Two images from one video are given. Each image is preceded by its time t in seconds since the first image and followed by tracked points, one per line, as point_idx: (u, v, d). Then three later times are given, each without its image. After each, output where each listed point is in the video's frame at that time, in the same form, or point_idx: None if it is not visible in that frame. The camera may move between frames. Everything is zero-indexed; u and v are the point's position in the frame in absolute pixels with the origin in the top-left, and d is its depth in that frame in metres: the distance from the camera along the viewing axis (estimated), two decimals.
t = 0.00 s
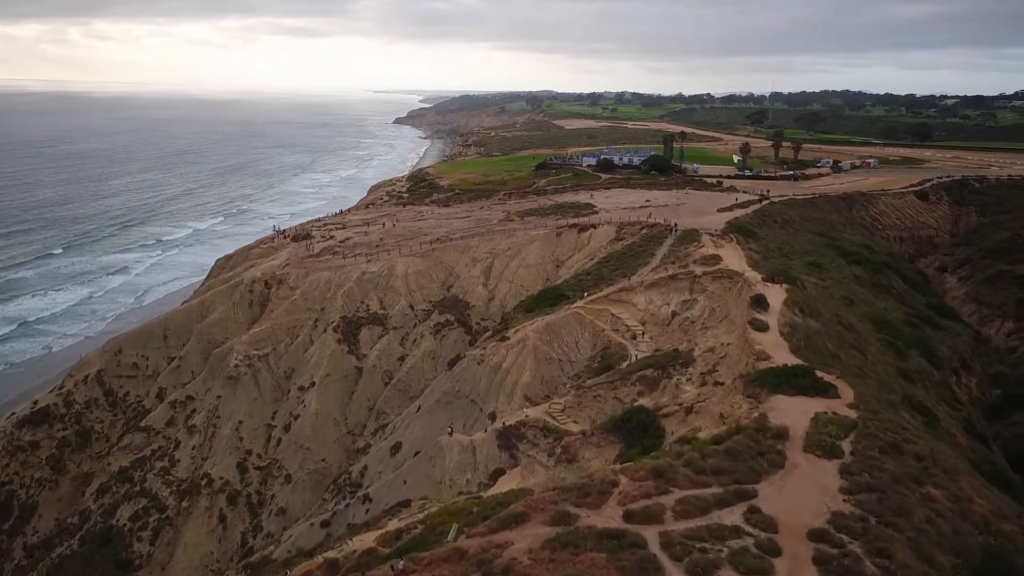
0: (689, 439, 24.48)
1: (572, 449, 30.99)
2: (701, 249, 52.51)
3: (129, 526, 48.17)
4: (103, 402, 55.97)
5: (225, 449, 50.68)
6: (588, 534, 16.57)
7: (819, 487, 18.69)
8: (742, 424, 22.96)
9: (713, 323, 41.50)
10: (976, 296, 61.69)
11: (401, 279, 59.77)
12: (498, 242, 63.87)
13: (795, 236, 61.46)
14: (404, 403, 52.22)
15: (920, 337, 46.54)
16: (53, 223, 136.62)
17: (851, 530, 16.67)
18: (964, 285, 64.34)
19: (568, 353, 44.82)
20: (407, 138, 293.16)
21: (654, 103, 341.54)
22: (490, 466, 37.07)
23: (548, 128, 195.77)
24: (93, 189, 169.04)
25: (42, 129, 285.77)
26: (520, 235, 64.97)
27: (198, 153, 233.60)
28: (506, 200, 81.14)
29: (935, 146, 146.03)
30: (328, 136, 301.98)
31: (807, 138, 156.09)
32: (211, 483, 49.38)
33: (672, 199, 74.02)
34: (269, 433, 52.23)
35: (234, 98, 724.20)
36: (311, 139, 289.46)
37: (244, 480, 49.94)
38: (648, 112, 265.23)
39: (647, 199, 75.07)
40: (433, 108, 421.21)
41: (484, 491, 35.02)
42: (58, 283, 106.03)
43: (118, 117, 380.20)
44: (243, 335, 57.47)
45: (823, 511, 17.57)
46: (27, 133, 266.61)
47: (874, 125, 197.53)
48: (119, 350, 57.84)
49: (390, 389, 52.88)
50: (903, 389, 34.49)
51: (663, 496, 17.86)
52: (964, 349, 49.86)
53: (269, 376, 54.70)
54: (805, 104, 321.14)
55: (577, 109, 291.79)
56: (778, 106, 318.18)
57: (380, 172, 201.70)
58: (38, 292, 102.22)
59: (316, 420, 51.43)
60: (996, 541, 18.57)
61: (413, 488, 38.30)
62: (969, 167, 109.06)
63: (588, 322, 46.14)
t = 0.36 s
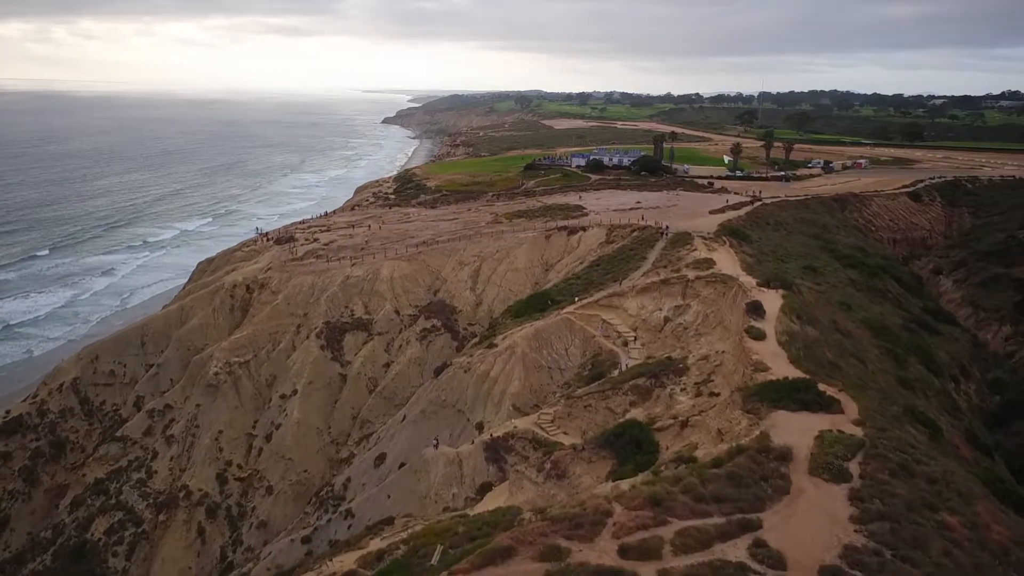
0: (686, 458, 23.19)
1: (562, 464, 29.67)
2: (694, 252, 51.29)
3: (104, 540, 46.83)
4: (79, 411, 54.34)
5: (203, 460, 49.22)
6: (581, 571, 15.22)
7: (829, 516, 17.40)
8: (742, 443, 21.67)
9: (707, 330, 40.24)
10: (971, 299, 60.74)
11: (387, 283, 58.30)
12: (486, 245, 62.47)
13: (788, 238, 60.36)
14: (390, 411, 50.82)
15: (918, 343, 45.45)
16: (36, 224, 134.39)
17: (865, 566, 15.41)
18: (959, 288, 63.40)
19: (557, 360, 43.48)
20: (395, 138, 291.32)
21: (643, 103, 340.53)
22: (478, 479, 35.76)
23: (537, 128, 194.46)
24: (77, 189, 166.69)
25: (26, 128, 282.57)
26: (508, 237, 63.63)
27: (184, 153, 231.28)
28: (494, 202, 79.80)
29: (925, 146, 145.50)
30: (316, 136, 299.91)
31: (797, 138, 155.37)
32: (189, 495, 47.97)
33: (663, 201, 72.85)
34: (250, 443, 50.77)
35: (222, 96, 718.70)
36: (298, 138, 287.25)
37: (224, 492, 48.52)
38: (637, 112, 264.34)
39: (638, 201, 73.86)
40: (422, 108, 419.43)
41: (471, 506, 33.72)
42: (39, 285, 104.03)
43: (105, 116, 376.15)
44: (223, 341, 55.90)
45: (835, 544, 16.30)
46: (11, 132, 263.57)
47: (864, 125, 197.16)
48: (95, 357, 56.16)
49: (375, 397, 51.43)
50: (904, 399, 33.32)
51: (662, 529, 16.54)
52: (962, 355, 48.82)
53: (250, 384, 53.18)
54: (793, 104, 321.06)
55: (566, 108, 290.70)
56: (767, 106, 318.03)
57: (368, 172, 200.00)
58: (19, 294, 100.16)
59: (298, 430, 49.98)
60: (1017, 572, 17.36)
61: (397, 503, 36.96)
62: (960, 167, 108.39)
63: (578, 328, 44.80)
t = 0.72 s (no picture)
0: (685, 465, 21.94)
1: (554, 466, 28.42)
2: (689, 242, 49.97)
3: (83, 538, 45.52)
4: (58, 405, 52.94)
5: (186, 455, 47.89)
6: None
7: (840, 533, 16.16)
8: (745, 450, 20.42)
9: (703, 322, 38.97)
10: (971, 288, 59.65)
11: (374, 273, 56.82)
12: (476, 234, 61.06)
13: (785, 226, 59.11)
14: (377, 405, 49.53)
15: (919, 334, 44.30)
16: (23, 211, 132.22)
17: None
18: (958, 277, 62.29)
19: (549, 354, 42.16)
20: (387, 124, 288.86)
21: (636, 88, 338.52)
22: (467, 479, 34.50)
23: (529, 114, 192.54)
24: (64, 175, 164.32)
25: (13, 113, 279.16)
26: (499, 226, 62.22)
27: (173, 138, 228.59)
28: (485, 189, 78.29)
29: (921, 131, 144.30)
30: (307, 121, 297.10)
31: (792, 123, 153.93)
32: (171, 491, 46.68)
33: (657, 188, 71.47)
34: (234, 437, 49.48)
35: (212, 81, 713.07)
36: (288, 124, 284.42)
37: (207, 488, 47.25)
38: (631, 97, 262.29)
39: (632, 188, 72.46)
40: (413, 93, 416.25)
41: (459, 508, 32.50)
42: (25, 273, 102.18)
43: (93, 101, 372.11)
44: (206, 333, 54.43)
45: (849, 566, 15.03)
46: None
47: (859, 111, 195.75)
48: (75, 349, 54.62)
49: (362, 390, 50.10)
50: (909, 396, 32.11)
51: (662, 550, 15.27)
52: (963, 346, 47.72)
53: (233, 377, 51.79)
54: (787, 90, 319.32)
55: (559, 94, 288.42)
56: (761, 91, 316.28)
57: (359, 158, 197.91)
58: (4, 282, 98.31)
59: (283, 424, 48.68)
60: None
61: (384, 503, 35.69)
62: (957, 153, 107.23)
63: (570, 320, 43.44)
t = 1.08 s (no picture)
0: (684, 404, 20.94)
1: (548, 400, 27.52)
2: (688, 163, 48.21)
3: (73, 466, 45.02)
4: (42, 332, 51.89)
5: (174, 383, 47.07)
6: (567, 559, 13.00)
7: (851, 484, 15.20)
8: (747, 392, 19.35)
9: (702, 247, 37.62)
10: (975, 209, 58.27)
11: (363, 195, 55.05)
12: (468, 154, 59.07)
13: (786, 146, 57.30)
14: (368, 331, 48.61)
15: (923, 259, 43.14)
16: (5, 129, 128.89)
17: (898, 549, 13.25)
18: (962, 198, 60.83)
19: (543, 280, 40.98)
20: (379, 38, 281.44)
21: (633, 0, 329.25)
22: (459, 410, 33.77)
23: (523, 28, 187.00)
24: (47, 91, 159.97)
25: None
26: (491, 146, 60.23)
27: (158, 54, 222.37)
28: (477, 107, 75.85)
29: (925, 46, 140.59)
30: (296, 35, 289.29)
31: (793, 37, 149.67)
32: (160, 419, 45.99)
33: (655, 106, 69.24)
34: (223, 364, 48.68)
35: None
36: (276, 38, 276.86)
37: (196, 416, 46.62)
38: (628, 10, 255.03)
39: (629, 106, 70.19)
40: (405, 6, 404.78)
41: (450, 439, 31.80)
42: (9, 193, 99.93)
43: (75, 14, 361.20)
44: (191, 258, 53.00)
45: (860, 521, 14.10)
46: None
47: (862, 24, 190.52)
48: (57, 275, 53.25)
49: (352, 316, 49.08)
50: (914, 325, 31.11)
51: (662, 505, 14.32)
52: (967, 270, 46.65)
53: (220, 303, 50.67)
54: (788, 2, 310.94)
55: (554, 6, 280.36)
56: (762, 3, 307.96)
57: (349, 74, 192.95)
58: None
59: (272, 351, 47.79)
60: None
61: (374, 434, 34.98)
62: (963, 69, 104.26)
63: (565, 245, 42.06)
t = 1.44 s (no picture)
0: (685, 341, 19.88)
1: (542, 330, 26.46)
2: (691, 75, 45.75)
3: (60, 390, 44.34)
4: (23, 253, 50.65)
5: (160, 305, 46.03)
6: (559, 522, 12.07)
7: (864, 434, 14.22)
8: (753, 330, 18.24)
9: (703, 165, 35.82)
10: (985, 122, 56.27)
11: (351, 109, 52.57)
12: (460, 64, 56.12)
13: (792, 56, 54.87)
14: (358, 252, 47.42)
15: (931, 176, 41.59)
16: None
17: (916, 509, 12.32)
18: (972, 109, 58.71)
19: (537, 200, 39.49)
20: None
21: None
22: (451, 336, 32.93)
23: None
24: None
25: None
26: (484, 56, 57.30)
27: None
28: (470, 14, 72.61)
29: None
30: None
31: None
32: (147, 343, 45.09)
33: (655, 13, 66.20)
34: (210, 286, 47.64)
35: None
36: None
37: (184, 339, 45.81)
38: None
39: (628, 13, 67.15)
40: None
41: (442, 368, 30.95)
42: None
43: None
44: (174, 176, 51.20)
45: (874, 476, 13.16)
46: None
47: None
48: (35, 194, 51.56)
49: (341, 236, 47.74)
50: (923, 248, 29.85)
51: (662, 460, 13.35)
52: (976, 187, 45.13)
53: (205, 223, 49.23)
54: None
55: None
56: None
57: None
58: None
59: (260, 272, 46.62)
60: None
61: (364, 360, 34.08)
62: None
63: (561, 161, 40.31)
